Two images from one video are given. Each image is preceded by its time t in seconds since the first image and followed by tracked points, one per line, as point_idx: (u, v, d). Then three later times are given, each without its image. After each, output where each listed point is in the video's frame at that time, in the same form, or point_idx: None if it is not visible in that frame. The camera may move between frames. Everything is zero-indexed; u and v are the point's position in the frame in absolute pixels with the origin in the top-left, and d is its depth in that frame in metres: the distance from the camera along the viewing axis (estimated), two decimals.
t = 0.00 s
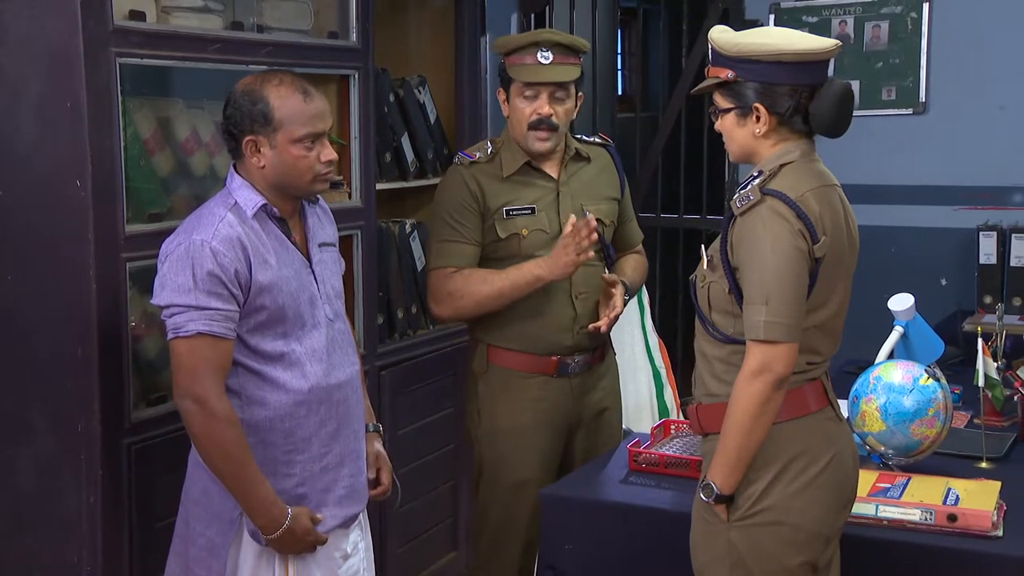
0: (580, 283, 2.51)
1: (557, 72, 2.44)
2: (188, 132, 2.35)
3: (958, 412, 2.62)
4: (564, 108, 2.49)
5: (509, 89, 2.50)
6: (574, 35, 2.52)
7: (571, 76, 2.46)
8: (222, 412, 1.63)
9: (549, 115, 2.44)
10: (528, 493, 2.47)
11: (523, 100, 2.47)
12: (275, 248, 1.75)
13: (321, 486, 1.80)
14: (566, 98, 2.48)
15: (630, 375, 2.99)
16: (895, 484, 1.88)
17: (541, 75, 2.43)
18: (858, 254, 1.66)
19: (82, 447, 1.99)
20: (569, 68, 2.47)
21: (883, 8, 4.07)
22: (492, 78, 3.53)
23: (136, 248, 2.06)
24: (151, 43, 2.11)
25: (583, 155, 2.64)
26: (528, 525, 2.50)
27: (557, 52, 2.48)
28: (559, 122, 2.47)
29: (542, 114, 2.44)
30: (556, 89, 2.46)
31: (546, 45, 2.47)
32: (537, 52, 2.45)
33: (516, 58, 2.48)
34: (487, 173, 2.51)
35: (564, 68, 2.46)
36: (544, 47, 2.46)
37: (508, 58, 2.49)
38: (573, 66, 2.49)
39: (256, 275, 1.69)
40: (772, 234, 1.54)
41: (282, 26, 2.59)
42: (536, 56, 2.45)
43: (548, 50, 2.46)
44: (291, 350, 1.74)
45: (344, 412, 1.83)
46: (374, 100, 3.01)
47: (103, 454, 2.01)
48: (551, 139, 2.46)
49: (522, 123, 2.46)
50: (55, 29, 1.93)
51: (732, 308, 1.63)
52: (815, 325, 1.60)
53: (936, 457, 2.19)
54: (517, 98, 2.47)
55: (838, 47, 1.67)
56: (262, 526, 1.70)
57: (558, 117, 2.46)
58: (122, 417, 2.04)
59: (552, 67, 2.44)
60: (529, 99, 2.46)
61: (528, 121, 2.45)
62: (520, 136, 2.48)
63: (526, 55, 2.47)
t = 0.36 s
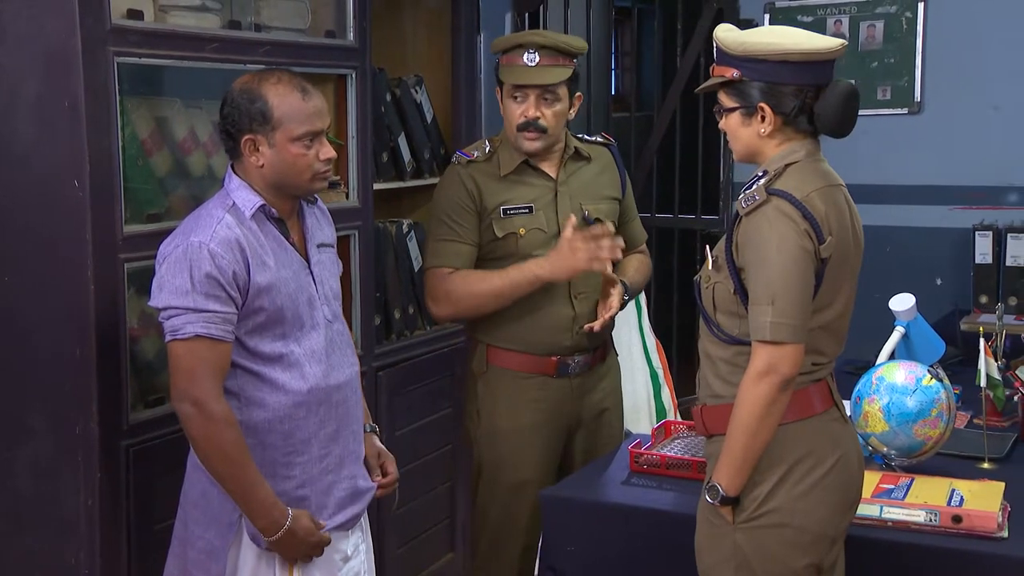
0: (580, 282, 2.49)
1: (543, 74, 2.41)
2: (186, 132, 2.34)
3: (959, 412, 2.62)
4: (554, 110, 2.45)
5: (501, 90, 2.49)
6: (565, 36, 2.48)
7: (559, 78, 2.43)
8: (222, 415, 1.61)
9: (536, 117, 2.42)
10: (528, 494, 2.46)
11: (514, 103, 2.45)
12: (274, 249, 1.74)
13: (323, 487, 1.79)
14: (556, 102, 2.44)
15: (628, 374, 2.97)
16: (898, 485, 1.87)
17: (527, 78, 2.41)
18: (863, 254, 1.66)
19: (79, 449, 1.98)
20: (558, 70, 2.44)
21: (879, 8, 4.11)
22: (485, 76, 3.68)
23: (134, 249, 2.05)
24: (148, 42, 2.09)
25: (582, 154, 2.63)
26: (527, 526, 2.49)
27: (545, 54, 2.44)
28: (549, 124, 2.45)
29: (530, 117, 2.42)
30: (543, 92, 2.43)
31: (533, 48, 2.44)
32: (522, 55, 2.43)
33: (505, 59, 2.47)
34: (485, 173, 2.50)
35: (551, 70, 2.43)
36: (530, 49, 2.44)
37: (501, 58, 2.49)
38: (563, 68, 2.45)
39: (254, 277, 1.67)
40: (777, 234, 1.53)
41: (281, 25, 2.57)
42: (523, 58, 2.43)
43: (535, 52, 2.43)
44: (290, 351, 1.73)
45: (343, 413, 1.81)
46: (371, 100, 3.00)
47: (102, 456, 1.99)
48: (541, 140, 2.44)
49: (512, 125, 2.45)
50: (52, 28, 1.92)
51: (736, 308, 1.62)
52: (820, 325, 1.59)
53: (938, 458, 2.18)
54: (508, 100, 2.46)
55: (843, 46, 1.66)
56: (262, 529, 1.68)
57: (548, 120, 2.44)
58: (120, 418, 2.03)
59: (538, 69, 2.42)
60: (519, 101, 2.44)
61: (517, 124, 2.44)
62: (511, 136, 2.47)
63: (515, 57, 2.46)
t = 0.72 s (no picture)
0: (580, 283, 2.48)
1: (540, 75, 2.40)
2: (182, 131, 2.32)
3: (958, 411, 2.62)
4: (551, 110, 2.44)
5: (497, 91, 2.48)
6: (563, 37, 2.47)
7: (557, 78, 2.42)
8: (224, 416, 1.60)
9: (532, 118, 2.41)
10: (527, 495, 2.45)
11: (510, 103, 2.44)
12: (274, 249, 1.73)
13: (325, 488, 1.79)
14: (552, 102, 2.43)
15: (624, 375, 2.98)
16: (900, 485, 1.87)
17: (523, 79, 2.40)
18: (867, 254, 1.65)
19: (77, 452, 1.96)
20: (554, 70, 2.43)
21: (873, 7, 4.24)
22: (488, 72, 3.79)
23: (132, 250, 2.04)
24: (146, 41, 2.08)
25: (579, 154, 2.62)
26: (526, 527, 2.48)
27: (541, 54, 2.43)
28: (546, 124, 2.43)
29: (525, 118, 2.41)
30: (539, 93, 2.42)
31: (529, 47, 2.43)
32: (519, 55, 2.42)
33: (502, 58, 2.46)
34: (483, 174, 2.49)
35: (548, 70, 2.42)
36: (526, 49, 2.43)
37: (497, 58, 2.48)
38: (560, 68, 2.44)
39: (255, 277, 1.66)
40: (782, 235, 1.52)
41: (277, 23, 2.56)
42: (519, 58, 2.42)
43: (531, 53, 2.42)
44: (291, 352, 1.72)
45: (343, 413, 1.80)
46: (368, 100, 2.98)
47: (98, 459, 1.97)
48: (538, 140, 2.43)
49: (509, 126, 2.43)
50: (49, 27, 1.90)
51: (741, 308, 1.62)
52: (825, 326, 1.58)
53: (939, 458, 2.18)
54: (505, 100, 2.45)
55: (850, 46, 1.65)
56: (267, 528, 1.68)
57: (544, 120, 2.42)
58: (117, 420, 2.01)
59: (535, 69, 2.41)
60: (517, 101, 2.43)
61: (513, 125, 2.43)
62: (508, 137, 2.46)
63: (511, 58, 2.45)
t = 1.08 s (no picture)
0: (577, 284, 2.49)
1: (535, 75, 2.40)
2: (180, 131, 2.31)
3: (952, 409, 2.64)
4: (545, 110, 2.44)
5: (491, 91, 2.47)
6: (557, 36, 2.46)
7: (550, 78, 2.41)
8: (226, 416, 1.60)
9: (527, 118, 2.42)
10: (525, 495, 2.46)
11: (505, 103, 2.44)
12: (274, 249, 1.73)
13: (324, 488, 1.79)
14: (547, 101, 2.43)
15: (617, 374, 2.97)
16: (899, 484, 1.88)
17: (517, 79, 2.40)
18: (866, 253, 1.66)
19: (74, 453, 1.95)
20: (548, 70, 2.42)
21: (864, 8, 4.47)
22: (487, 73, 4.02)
23: (129, 250, 2.03)
24: (143, 40, 2.07)
25: (571, 154, 2.62)
26: (524, 526, 2.48)
27: (536, 54, 2.43)
28: (541, 124, 2.44)
29: (520, 118, 2.41)
30: (534, 92, 2.42)
31: (524, 47, 2.42)
32: (513, 55, 2.41)
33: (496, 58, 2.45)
34: (478, 175, 2.49)
35: (542, 70, 2.41)
36: (521, 49, 2.42)
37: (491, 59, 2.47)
38: (555, 68, 2.44)
39: (256, 277, 1.66)
40: (784, 235, 1.52)
41: (272, 23, 2.55)
42: (513, 59, 2.42)
43: (525, 53, 2.41)
44: (291, 352, 1.71)
45: (343, 414, 1.80)
46: (363, 100, 2.98)
47: (96, 460, 1.96)
48: (532, 139, 2.43)
49: (504, 125, 2.43)
50: (46, 26, 1.89)
51: (741, 308, 1.62)
52: (825, 326, 1.59)
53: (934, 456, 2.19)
54: (499, 100, 2.44)
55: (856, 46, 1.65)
56: (271, 527, 1.68)
57: (539, 120, 2.43)
58: (115, 421, 2.00)
59: (529, 69, 2.40)
60: (511, 100, 2.43)
61: (509, 124, 2.42)
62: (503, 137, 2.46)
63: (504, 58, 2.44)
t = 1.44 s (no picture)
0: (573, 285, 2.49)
1: (536, 76, 2.41)
2: (176, 131, 2.31)
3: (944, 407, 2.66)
4: (545, 110, 2.45)
5: (490, 90, 2.47)
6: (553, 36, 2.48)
7: (551, 78, 2.43)
8: (227, 414, 1.61)
9: (529, 117, 2.42)
10: (521, 493, 2.46)
11: (503, 102, 2.44)
12: (274, 249, 1.73)
13: (324, 487, 1.80)
14: (546, 100, 2.45)
15: (611, 373, 2.99)
16: (894, 481, 1.90)
17: (519, 79, 2.40)
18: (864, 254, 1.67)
19: (72, 452, 1.95)
20: (547, 71, 2.43)
21: (851, 10, 4.69)
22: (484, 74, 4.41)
23: (126, 250, 2.03)
24: (139, 40, 2.07)
25: (565, 154, 2.63)
26: (520, 524, 2.49)
27: (537, 54, 2.44)
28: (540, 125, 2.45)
29: (522, 117, 2.42)
30: (535, 92, 2.43)
31: (525, 48, 2.43)
32: (515, 56, 2.42)
33: (497, 59, 2.45)
34: (472, 175, 2.50)
35: (543, 71, 2.42)
36: (522, 49, 2.43)
37: (490, 60, 2.46)
38: (554, 68, 2.45)
39: (256, 276, 1.66)
40: (783, 235, 1.54)
41: (268, 23, 2.56)
42: (514, 59, 2.42)
43: (526, 54, 2.42)
44: (291, 352, 1.72)
45: (343, 413, 1.81)
46: (358, 100, 2.98)
47: (94, 461, 1.96)
48: (533, 140, 2.45)
49: (504, 126, 2.44)
50: (44, 26, 1.89)
51: (738, 307, 1.63)
52: (823, 326, 1.60)
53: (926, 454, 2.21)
54: (497, 100, 2.45)
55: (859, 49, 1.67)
56: (275, 522, 1.69)
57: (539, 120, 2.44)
58: (113, 421, 2.00)
59: (530, 70, 2.41)
60: (510, 100, 2.43)
61: (509, 124, 2.43)
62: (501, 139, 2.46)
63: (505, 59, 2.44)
